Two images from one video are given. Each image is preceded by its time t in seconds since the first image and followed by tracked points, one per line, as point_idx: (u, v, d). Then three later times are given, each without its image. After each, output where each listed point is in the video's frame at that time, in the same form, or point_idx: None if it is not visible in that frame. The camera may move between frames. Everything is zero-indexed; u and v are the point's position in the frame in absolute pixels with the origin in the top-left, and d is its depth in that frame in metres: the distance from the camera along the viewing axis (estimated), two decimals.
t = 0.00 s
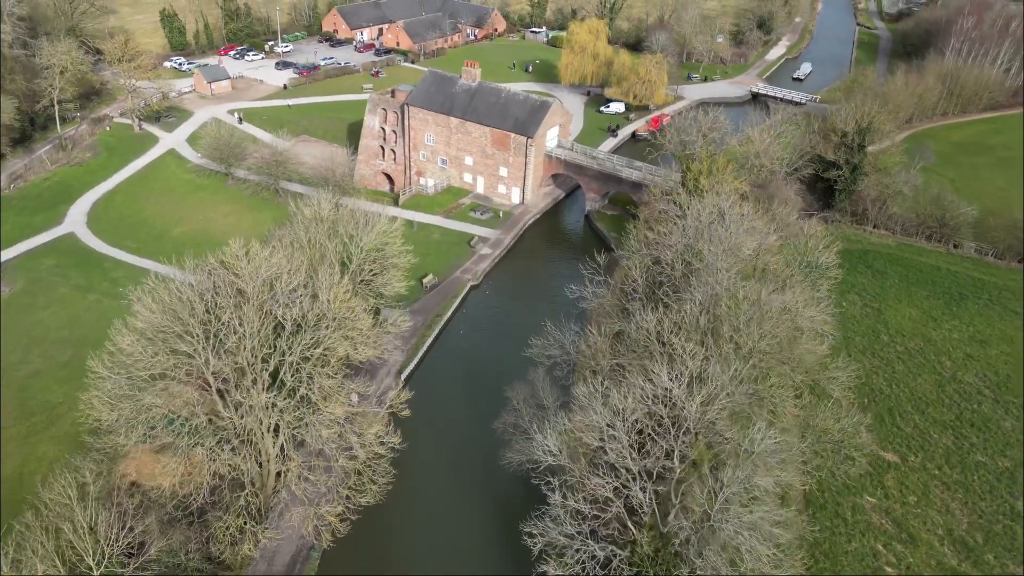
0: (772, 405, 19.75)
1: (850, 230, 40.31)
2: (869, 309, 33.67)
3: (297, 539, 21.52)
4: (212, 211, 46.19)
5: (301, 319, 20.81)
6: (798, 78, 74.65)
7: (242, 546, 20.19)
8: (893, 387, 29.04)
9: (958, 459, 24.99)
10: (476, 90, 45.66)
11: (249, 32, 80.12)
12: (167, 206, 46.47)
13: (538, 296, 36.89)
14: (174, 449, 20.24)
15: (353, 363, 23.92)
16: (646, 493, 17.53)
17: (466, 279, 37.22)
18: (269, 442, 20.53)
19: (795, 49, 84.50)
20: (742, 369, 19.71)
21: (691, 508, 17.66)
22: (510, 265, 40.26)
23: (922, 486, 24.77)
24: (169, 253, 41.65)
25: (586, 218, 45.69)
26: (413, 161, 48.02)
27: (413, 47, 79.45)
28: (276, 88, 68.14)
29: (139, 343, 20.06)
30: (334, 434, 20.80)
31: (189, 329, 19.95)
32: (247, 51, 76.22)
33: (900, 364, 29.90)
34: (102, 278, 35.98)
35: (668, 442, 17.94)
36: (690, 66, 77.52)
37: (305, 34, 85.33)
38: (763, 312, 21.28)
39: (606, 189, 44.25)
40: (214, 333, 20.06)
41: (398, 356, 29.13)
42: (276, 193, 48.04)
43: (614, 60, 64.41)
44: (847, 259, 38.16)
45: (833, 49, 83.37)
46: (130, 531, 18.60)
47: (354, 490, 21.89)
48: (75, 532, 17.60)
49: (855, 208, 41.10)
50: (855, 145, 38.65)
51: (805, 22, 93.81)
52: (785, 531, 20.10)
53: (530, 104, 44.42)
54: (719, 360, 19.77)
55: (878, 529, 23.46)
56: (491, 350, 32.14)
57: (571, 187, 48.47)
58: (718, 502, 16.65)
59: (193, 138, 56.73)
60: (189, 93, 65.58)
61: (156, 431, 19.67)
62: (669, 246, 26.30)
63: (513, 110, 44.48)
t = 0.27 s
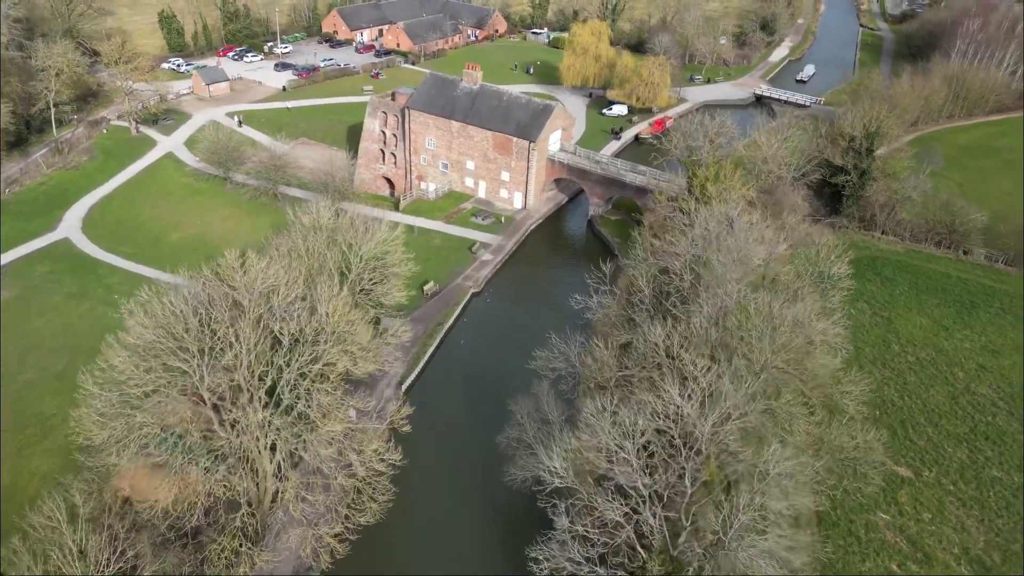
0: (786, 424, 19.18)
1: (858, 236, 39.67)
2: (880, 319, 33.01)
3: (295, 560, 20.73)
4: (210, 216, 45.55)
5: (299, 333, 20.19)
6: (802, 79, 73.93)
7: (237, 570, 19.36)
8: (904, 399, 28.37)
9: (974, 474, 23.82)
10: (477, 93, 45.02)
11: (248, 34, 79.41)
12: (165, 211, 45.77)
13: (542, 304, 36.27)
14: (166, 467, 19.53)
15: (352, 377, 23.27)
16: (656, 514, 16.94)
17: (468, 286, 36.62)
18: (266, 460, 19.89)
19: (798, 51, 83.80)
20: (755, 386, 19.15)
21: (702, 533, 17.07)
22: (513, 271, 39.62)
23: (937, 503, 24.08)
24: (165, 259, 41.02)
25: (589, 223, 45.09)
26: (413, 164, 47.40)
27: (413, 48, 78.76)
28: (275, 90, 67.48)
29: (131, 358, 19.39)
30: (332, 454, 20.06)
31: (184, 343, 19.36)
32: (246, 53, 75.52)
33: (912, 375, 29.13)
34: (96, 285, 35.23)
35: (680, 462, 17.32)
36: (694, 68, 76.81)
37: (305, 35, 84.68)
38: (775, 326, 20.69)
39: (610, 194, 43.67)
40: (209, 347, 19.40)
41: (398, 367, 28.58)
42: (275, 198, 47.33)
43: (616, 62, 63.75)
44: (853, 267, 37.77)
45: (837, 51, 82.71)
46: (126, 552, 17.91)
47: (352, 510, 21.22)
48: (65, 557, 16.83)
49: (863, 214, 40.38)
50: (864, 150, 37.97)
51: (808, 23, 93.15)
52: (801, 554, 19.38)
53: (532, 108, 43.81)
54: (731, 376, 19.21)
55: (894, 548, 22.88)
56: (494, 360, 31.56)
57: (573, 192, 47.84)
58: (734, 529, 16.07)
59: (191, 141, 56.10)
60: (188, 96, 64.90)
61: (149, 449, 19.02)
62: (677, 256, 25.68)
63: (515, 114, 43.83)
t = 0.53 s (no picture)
0: (801, 443, 18.56)
1: (867, 242, 39.03)
2: (890, 328, 32.35)
3: None
4: (208, 222, 44.83)
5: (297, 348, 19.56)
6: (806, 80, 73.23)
7: None
8: (916, 411, 27.72)
9: (989, 490, 22.75)
10: (479, 96, 44.39)
11: (247, 35, 78.76)
12: (161, 215, 45.10)
13: (546, 312, 35.64)
14: (158, 488, 18.86)
15: (351, 391, 22.59)
16: (668, 539, 16.25)
17: (470, 293, 35.99)
18: (262, 480, 19.23)
19: (802, 52, 83.15)
20: (768, 403, 18.55)
21: (716, 560, 16.38)
22: (515, 277, 38.98)
23: (952, 519, 23.43)
24: (160, 267, 40.29)
25: (592, 228, 44.43)
26: (414, 168, 46.76)
27: (413, 50, 78.11)
28: (274, 92, 66.85)
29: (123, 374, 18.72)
30: (330, 473, 19.40)
31: (177, 359, 18.73)
32: (244, 54, 74.90)
33: (924, 386, 28.42)
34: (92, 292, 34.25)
35: (693, 484, 16.63)
36: (696, 70, 76.18)
37: (304, 36, 84.04)
38: (789, 340, 20.07)
39: (613, 199, 43.02)
40: (204, 363, 18.75)
41: (398, 378, 27.93)
42: (274, 202, 46.69)
43: (618, 64, 63.12)
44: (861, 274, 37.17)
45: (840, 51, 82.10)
46: None
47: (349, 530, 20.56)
48: None
49: (871, 219, 39.77)
50: (873, 155, 37.28)
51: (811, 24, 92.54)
52: None
53: (535, 111, 43.17)
54: (744, 393, 18.63)
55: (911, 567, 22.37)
56: (496, 368, 30.93)
57: (576, 196, 47.19)
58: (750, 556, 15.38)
59: (189, 144, 55.47)
60: (186, 98, 64.26)
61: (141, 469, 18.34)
62: (685, 266, 25.03)
63: (517, 117, 43.20)
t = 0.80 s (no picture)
0: (814, 466, 17.90)
1: (875, 249, 38.34)
2: (901, 339, 31.65)
3: None
4: (205, 227, 44.06)
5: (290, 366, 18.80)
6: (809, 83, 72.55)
7: None
8: (929, 425, 27.05)
9: (1006, 509, 21.14)
10: (480, 100, 43.74)
11: (245, 37, 78.09)
12: (158, 221, 44.40)
13: (549, 321, 34.95)
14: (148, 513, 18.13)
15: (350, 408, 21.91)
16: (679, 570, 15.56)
17: (471, 301, 35.32)
18: (257, 503, 18.53)
19: (805, 54, 82.52)
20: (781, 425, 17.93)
21: None
22: (517, 285, 38.31)
23: (967, 540, 22.75)
24: (154, 272, 39.38)
25: (595, 234, 43.75)
26: (414, 173, 46.09)
27: (413, 51, 77.45)
28: (273, 94, 66.20)
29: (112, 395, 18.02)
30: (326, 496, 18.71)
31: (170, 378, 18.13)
32: (243, 56, 74.25)
33: (936, 400, 27.73)
34: (86, 300, 33.58)
35: (705, 512, 15.94)
36: (699, 72, 75.52)
37: (303, 38, 83.39)
38: (800, 357, 19.45)
39: (617, 204, 42.32)
40: (197, 383, 18.08)
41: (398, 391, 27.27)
42: (272, 208, 46.01)
43: (621, 66, 62.46)
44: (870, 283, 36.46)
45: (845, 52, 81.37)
46: None
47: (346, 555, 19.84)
48: None
49: (879, 226, 39.08)
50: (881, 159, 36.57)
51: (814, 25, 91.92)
52: None
53: (537, 115, 42.51)
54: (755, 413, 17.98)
55: None
56: (498, 380, 30.36)
57: (579, 201, 46.51)
58: None
59: (186, 147, 54.82)
60: (183, 101, 63.58)
61: (129, 493, 17.62)
62: (692, 278, 24.43)
63: (519, 121, 42.54)
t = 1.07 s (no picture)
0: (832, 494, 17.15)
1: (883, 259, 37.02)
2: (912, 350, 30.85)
3: None
4: (202, 236, 43.27)
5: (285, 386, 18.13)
6: (813, 86, 71.91)
7: None
8: (943, 443, 26.39)
9: None
10: (481, 105, 43.09)
11: (244, 40, 77.43)
12: (153, 228, 43.67)
13: (552, 333, 34.24)
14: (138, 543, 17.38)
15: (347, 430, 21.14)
16: None
17: (472, 312, 34.62)
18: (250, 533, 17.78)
19: (808, 57, 81.87)
20: (798, 449, 17.21)
21: None
22: (519, 295, 37.61)
23: (986, 563, 22.08)
24: (150, 281, 38.50)
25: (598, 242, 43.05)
26: (414, 179, 45.41)
27: (413, 54, 76.79)
28: (272, 98, 65.53)
29: (101, 419, 17.32)
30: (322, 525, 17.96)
31: (159, 401, 17.49)
32: (241, 59, 73.60)
33: (949, 416, 27.08)
34: (79, 310, 32.86)
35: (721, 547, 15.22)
36: (701, 76, 74.87)
37: (302, 41, 82.73)
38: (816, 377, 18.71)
39: (620, 211, 41.62)
40: (189, 407, 17.35)
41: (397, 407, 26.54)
42: (269, 215, 45.26)
43: (623, 70, 61.81)
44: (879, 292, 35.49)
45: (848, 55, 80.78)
46: None
47: None
48: None
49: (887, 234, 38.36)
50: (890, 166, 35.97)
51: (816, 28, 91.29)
52: None
53: (539, 121, 41.86)
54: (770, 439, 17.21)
55: None
56: (500, 394, 29.67)
57: (581, 208, 45.79)
58: None
59: (183, 152, 54.15)
60: (181, 105, 62.89)
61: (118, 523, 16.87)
62: (700, 291, 23.77)
63: (520, 127, 41.88)
